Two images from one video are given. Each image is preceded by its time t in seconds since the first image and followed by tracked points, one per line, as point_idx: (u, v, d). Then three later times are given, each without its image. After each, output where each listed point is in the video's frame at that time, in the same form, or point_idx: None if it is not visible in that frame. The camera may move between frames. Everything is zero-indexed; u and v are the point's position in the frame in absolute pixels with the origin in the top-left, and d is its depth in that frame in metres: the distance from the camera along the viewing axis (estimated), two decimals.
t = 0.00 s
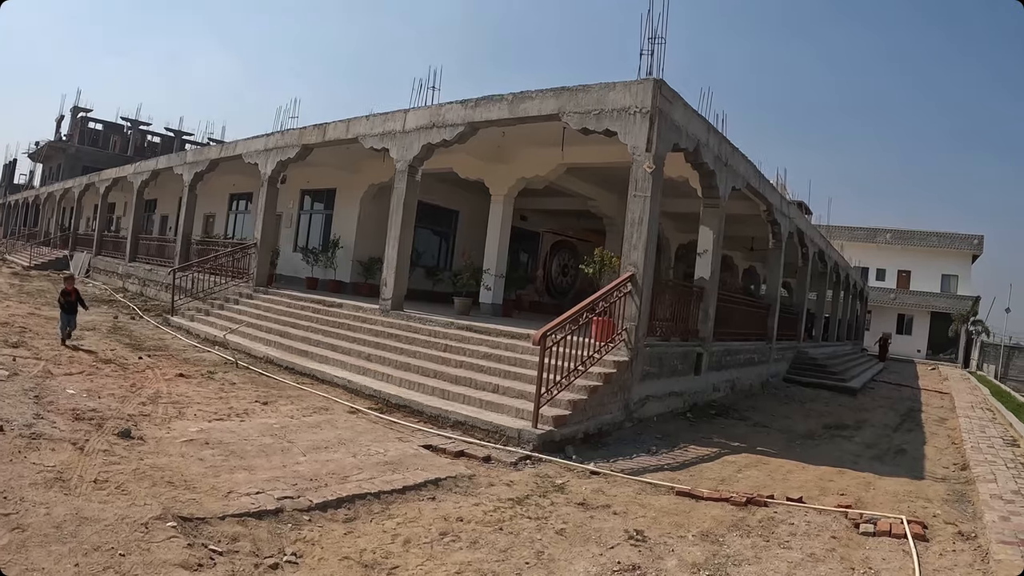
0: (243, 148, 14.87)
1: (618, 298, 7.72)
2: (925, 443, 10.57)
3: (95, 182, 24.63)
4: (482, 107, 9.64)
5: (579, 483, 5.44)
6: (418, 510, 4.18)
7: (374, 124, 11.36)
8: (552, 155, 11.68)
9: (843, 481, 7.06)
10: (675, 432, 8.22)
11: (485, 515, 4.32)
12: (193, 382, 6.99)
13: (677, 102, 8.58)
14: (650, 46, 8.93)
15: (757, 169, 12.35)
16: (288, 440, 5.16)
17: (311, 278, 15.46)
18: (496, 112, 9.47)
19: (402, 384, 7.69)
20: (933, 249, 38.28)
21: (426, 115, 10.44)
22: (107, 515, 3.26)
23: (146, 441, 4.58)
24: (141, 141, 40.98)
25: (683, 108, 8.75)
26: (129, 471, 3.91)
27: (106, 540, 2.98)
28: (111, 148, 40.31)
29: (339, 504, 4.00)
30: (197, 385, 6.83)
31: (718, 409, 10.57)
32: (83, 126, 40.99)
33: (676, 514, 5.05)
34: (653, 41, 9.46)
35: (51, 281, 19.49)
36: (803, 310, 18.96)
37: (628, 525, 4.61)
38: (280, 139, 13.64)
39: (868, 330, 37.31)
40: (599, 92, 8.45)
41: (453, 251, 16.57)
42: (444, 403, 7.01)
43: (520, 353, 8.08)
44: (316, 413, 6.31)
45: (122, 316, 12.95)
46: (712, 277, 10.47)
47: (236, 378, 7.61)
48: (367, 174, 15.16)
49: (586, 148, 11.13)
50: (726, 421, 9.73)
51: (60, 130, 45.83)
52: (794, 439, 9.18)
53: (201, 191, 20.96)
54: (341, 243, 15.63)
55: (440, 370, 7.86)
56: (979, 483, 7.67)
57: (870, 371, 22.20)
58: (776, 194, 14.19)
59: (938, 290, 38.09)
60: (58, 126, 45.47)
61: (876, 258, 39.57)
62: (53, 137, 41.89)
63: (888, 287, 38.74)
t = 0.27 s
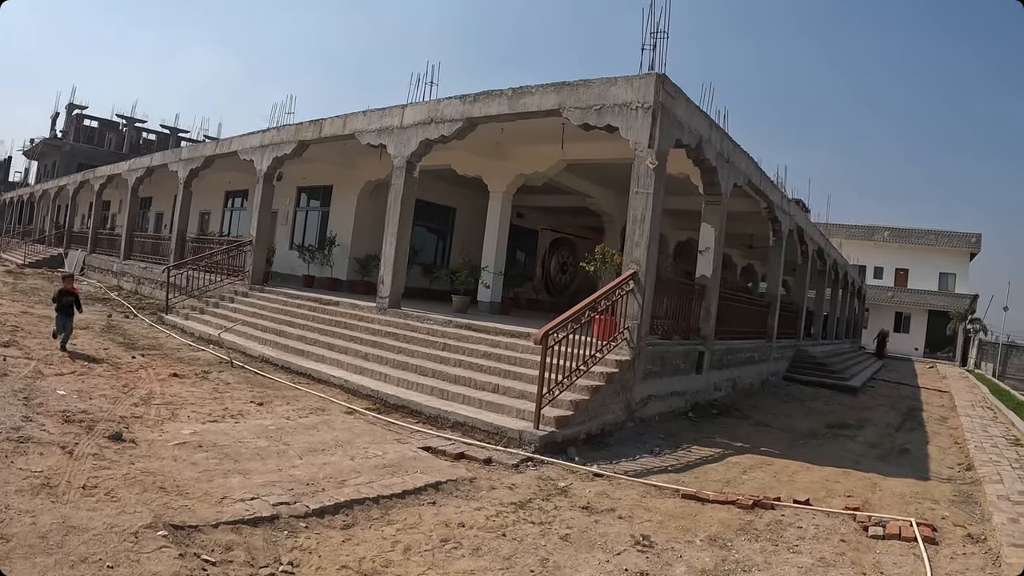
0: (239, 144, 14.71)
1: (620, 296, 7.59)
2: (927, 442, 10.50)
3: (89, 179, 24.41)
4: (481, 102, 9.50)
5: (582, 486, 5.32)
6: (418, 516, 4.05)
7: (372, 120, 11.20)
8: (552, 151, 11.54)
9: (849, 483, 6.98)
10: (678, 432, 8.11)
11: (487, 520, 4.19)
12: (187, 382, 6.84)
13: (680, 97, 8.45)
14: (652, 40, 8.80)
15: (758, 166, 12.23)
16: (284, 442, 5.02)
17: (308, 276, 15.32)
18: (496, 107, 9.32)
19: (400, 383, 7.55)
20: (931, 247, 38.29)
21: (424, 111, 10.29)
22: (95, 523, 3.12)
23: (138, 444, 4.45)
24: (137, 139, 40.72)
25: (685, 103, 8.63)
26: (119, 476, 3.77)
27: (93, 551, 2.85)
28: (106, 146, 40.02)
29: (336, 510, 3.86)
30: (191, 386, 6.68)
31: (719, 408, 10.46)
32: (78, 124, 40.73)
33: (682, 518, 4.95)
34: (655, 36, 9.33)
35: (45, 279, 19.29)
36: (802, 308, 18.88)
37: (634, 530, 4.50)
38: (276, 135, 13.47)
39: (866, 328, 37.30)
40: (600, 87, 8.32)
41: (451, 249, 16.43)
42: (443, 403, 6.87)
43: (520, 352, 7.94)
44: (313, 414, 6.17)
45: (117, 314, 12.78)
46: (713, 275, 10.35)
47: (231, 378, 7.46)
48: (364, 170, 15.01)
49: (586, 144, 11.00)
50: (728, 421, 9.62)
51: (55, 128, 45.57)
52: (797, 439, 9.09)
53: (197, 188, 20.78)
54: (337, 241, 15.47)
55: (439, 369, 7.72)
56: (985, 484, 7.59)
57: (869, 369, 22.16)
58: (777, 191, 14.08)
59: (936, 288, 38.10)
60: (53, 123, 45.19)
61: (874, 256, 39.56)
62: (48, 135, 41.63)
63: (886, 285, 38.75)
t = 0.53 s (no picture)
0: (232, 142, 14.54)
1: (620, 296, 7.46)
2: (928, 443, 10.46)
3: (81, 177, 24.17)
4: (477, 98, 9.36)
5: (583, 491, 5.20)
6: (416, 523, 3.93)
7: (367, 117, 11.04)
8: (549, 149, 11.41)
9: (851, 487, 6.91)
10: (678, 434, 8.00)
11: (487, 528, 4.07)
12: (179, 384, 6.69)
13: (680, 94, 8.34)
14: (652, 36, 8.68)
15: (758, 164, 12.13)
16: (277, 446, 4.88)
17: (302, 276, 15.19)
18: (493, 104, 9.18)
19: (396, 384, 7.41)
20: (927, 246, 38.33)
21: (419, 108, 10.14)
22: (79, 535, 2.98)
23: (127, 449, 4.30)
24: (131, 137, 40.43)
25: (685, 100, 8.51)
26: (107, 484, 3.63)
27: (77, 565, 2.71)
28: (100, 144, 39.69)
29: (330, 518, 3.73)
30: (182, 387, 6.54)
31: (719, 409, 10.36)
32: (72, 122, 40.39)
33: (687, 524, 4.85)
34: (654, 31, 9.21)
35: (37, 278, 19.09)
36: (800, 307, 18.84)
37: (638, 536, 4.40)
38: (270, 133, 13.31)
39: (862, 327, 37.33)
40: (599, 83, 8.19)
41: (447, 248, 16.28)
42: (440, 405, 6.72)
43: (518, 352, 7.80)
44: (307, 417, 6.02)
45: (108, 314, 12.61)
46: (713, 274, 10.25)
47: (224, 379, 7.31)
48: (359, 168, 14.84)
49: (584, 142, 10.88)
50: (728, 422, 9.52)
51: (49, 126, 45.26)
52: (798, 441, 9.01)
53: (190, 187, 20.58)
54: (332, 239, 15.31)
55: (435, 370, 7.58)
56: (988, 487, 7.53)
57: (866, 369, 22.13)
58: (776, 189, 13.99)
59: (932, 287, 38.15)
60: (47, 121, 44.91)
61: (870, 254, 39.58)
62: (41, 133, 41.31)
63: (882, 284, 38.79)
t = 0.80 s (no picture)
0: (226, 139, 14.41)
1: (620, 294, 7.40)
2: (927, 442, 10.48)
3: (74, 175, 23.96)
4: (475, 95, 9.26)
5: (585, 491, 5.15)
6: (416, 525, 3.86)
7: (363, 113, 10.94)
8: (547, 145, 11.31)
9: (852, 486, 6.91)
10: (677, 433, 7.96)
11: (489, 530, 4.00)
12: (173, 384, 6.58)
13: (679, 90, 8.28)
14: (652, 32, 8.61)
15: (756, 161, 12.07)
16: (274, 447, 4.80)
17: (297, 274, 15.07)
18: (490, 100, 9.09)
19: (393, 383, 7.31)
20: (923, 244, 38.47)
21: (416, 104, 10.04)
22: (72, 541, 2.89)
23: (121, 451, 4.21)
24: (125, 135, 40.16)
25: (685, 96, 8.45)
26: (100, 487, 3.54)
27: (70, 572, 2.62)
28: (94, 142, 39.40)
29: (329, 521, 3.65)
30: (177, 387, 6.44)
31: (718, 408, 10.32)
32: (65, 120, 40.06)
33: (691, 525, 4.83)
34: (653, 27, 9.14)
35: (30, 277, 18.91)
36: (798, 305, 18.85)
37: (642, 538, 4.37)
38: (265, 130, 13.18)
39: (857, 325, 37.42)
40: (598, 79, 8.12)
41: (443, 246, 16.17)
42: (438, 404, 6.63)
43: (516, 351, 7.72)
44: (304, 417, 5.93)
45: (102, 313, 12.47)
46: (712, 272, 10.21)
47: (219, 379, 7.20)
48: (355, 165, 14.72)
49: (582, 138, 10.78)
50: (727, 420, 9.49)
51: (42, 124, 44.90)
52: (798, 440, 9.00)
53: (184, 184, 20.42)
54: (328, 237, 15.20)
55: (432, 369, 7.47)
56: (988, 485, 7.54)
57: (862, 367, 22.19)
58: (774, 187, 13.96)
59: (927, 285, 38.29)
60: (40, 119, 44.57)
61: (866, 253, 39.67)
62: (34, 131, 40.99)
63: (877, 282, 38.91)
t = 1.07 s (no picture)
0: (222, 137, 14.28)
1: (621, 292, 7.33)
2: (927, 441, 10.50)
3: (69, 173, 23.77)
4: (474, 91, 9.17)
5: (589, 491, 5.10)
6: (419, 528, 3.79)
7: (360, 110, 10.83)
8: (545, 143, 11.17)
9: (855, 486, 6.89)
10: (679, 432, 7.90)
11: (493, 532, 3.94)
12: (168, 384, 6.48)
13: (680, 87, 8.21)
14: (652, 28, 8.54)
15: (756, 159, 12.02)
16: (272, 448, 4.71)
17: (293, 272, 14.94)
18: (489, 97, 9.01)
19: (392, 382, 7.20)
20: (918, 242, 38.60)
21: (414, 101, 9.95)
22: (67, 547, 2.81)
23: (116, 453, 4.12)
24: (119, 133, 39.89)
25: (685, 94, 8.40)
26: (95, 491, 3.45)
27: None
28: (88, 141, 39.08)
29: (331, 524, 3.58)
30: (173, 387, 6.34)
31: (718, 406, 10.26)
32: (59, 118, 39.74)
33: (696, 526, 4.81)
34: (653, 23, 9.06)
35: (23, 275, 18.73)
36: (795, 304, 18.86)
37: (648, 540, 4.34)
38: (260, 127, 13.06)
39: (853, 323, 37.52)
40: (599, 76, 8.05)
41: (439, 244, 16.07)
42: (437, 404, 6.54)
43: (516, 349, 7.63)
44: (302, 417, 5.84)
45: (96, 312, 12.33)
46: (712, 271, 10.17)
47: (215, 378, 7.10)
48: (352, 163, 14.61)
49: (581, 136, 10.64)
50: (727, 419, 9.44)
51: (36, 121, 44.57)
52: (798, 438, 8.98)
53: (179, 182, 20.27)
54: (324, 235, 15.09)
55: (431, 368, 7.36)
56: (990, 484, 7.54)
57: (859, 365, 22.22)
58: (772, 185, 13.93)
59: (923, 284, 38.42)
60: (34, 117, 44.25)
61: (862, 251, 39.77)
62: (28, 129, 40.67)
63: (873, 280, 39.02)
